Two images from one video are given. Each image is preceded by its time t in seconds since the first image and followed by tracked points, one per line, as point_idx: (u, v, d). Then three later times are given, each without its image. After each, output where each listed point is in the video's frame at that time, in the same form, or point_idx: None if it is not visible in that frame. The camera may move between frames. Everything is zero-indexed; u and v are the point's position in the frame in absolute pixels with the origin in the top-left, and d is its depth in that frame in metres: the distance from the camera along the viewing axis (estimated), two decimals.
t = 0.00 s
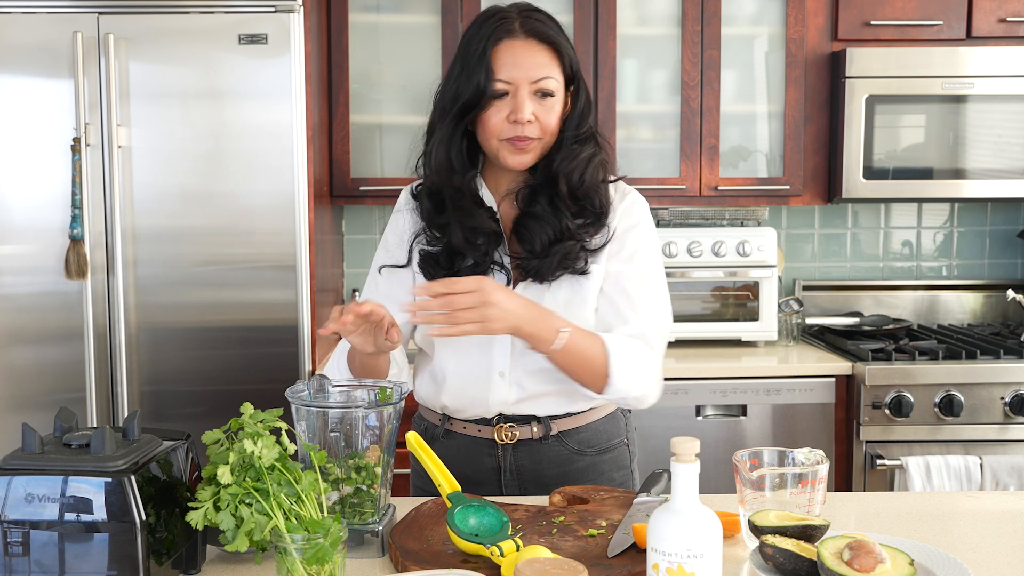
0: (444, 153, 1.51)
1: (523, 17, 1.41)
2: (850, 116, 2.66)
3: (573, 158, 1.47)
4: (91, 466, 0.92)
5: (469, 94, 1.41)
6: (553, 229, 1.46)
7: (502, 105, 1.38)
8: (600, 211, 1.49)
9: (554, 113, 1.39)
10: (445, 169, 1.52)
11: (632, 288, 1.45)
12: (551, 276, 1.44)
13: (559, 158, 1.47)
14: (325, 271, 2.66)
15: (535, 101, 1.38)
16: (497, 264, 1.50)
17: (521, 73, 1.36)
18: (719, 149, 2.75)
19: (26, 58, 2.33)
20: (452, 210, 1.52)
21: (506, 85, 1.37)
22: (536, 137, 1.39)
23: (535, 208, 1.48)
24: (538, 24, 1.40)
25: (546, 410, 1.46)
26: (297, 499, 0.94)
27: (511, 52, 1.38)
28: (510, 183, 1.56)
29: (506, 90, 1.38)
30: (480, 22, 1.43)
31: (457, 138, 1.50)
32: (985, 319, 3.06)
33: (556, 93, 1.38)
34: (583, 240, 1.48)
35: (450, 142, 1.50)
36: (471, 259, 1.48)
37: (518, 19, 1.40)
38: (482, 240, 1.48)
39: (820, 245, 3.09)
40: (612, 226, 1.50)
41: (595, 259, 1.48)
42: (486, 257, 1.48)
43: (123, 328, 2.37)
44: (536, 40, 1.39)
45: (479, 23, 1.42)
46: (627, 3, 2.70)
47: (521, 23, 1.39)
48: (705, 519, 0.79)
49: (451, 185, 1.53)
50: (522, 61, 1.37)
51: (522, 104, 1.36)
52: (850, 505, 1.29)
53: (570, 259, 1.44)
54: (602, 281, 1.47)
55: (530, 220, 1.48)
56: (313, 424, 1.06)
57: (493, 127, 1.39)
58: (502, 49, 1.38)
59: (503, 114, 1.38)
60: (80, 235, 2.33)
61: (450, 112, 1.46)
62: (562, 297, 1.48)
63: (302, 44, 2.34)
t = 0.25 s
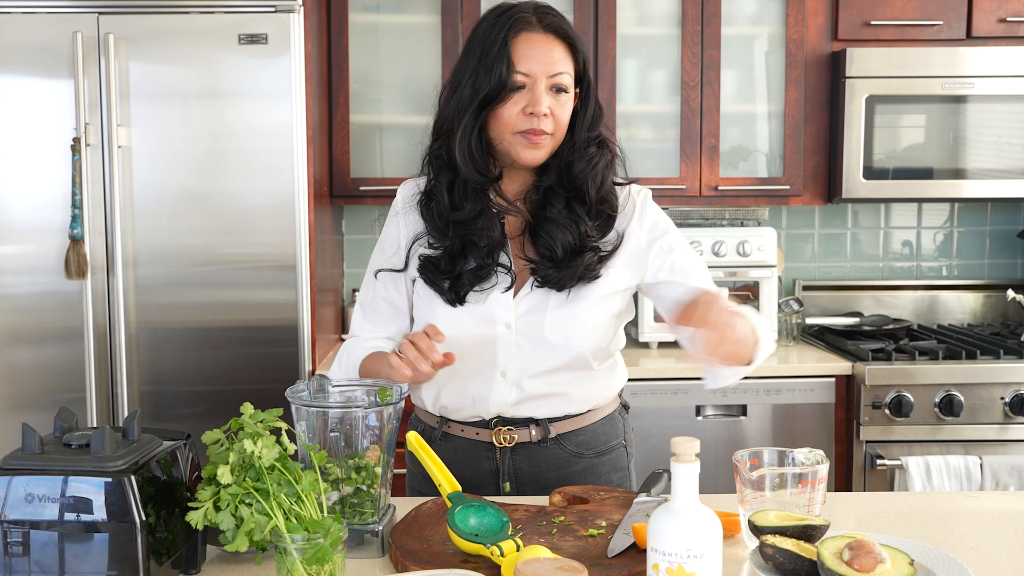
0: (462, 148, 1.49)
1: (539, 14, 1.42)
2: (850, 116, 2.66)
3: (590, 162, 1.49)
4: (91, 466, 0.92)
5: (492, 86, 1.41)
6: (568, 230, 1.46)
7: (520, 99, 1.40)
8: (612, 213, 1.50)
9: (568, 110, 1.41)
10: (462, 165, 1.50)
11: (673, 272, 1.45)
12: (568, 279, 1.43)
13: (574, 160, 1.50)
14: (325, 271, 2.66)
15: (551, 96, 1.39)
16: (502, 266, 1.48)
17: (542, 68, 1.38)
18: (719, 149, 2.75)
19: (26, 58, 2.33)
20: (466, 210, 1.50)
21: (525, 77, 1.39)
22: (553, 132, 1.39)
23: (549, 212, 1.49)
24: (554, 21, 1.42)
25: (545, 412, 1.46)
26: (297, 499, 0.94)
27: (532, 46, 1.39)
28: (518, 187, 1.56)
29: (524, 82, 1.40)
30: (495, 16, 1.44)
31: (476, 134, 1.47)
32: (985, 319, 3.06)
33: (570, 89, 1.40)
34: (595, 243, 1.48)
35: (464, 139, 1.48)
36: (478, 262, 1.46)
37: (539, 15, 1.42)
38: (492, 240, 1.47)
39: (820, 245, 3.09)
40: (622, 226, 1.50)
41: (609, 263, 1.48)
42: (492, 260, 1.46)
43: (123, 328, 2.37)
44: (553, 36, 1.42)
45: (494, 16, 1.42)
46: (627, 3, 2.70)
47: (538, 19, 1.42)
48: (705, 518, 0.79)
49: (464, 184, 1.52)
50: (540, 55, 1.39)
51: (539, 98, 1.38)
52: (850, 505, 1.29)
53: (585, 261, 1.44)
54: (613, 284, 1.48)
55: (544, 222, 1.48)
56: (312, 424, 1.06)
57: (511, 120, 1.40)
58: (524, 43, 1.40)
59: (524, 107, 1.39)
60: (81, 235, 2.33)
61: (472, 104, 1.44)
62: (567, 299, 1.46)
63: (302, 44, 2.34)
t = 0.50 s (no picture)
0: (466, 143, 1.48)
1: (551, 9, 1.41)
2: (850, 116, 2.66)
3: (589, 160, 1.48)
4: (91, 466, 0.92)
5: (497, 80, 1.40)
6: (563, 233, 1.47)
7: (527, 94, 1.39)
8: (609, 215, 1.49)
9: (575, 107, 1.41)
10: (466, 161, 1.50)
11: (678, 262, 1.41)
12: (559, 283, 1.43)
13: (573, 160, 1.49)
14: (325, 271, 2.66)
15: (560, 93, 1.39)
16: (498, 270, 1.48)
17: (551, 63, 1.37)
18: (719, 149, 2.75)
19: (26, 58, 2.33)
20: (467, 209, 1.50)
21: (535, 72, 1.38)
22: (559, 130, 1.39)
23: (546, 213, 1.49)
24: (566, 17, 1.42)
25: (543, 419, 1.45)
26: (297, 499, 0.94)
27: (542, 40, 1.38)
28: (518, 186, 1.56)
29: (534, 78, 1.38)
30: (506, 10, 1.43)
31: (481, 129, 1.47)
32: (985, 319, 3.06)
33: (578, 87, 1.40)
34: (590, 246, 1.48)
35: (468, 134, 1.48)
36: (471, 266, 1.47)
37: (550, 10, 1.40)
38: (488, 242, 1.47)
39: (820, 245, 3.09)
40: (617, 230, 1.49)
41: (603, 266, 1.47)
42: (487, 264, 1.47)
43: (123, 328, 2.37)
44: (565, 33, 1.41)
45: (506, 10, 1.42)
46: (627, 3, 2.70)
47: (550, 14, 1.41)
48: (705, 519, 0.79)
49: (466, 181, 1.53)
50: (551, 50, 1.38)
51: (548, 94, 1.37)
52: (850, 505, 1.29)
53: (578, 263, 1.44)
54: (607, 287, 1.47)
55: (540, 223, 1.48)
56: (312, 424, 1.06)
57: (516, 115, 1.40)
58: (534, 37, 1.39)
59: (529, 103, 1.39)
60: (80, 235, 2.33)
61: (478, 98, 1.44)
62: (561, 303, 1.47)
63: (302, 44, 2.34)
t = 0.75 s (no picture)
0: (465, 145, 1.48)
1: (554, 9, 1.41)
2: (850, 116, 2.66)
3: (589, 163, 1.48)
4: (91, 466, 0.92)
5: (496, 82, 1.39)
6: (561, 237, 1.46)
7: (526, 96, 1.38)
8: (607, 219, 1.48)
9: (576, 110, 1.40)
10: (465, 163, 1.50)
11: (672, 271, 1.38)
12: (554, 289, 1.42)
13: (573, 162, 1.49)
14: (325, 271, 2.66)
15: (562, 96, 1.38)
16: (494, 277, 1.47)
17: (552, 65, 1.37)
18: (719, 149, 2.75)
19: (26, 58, 2.33)
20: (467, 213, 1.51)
21: (536, 74, 1.37)
22: (559, 134, 1.39)
23: (543, 216, 1.48)
24: (569, 18, 1.41)
25: (542, 427, 1.46)
26: (297, 499, 0.94)
27: (543, 41, 1.37)
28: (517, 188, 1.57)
29: (534, 79, 1.38)
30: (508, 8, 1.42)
31: (480, 131, 1.47)
32: (985, 319, 3.06)
33: (579, 89, 1.39)
34: (588, 251, 1.47)
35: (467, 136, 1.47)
36: (466, 270, 1.46)
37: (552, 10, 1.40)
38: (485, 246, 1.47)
39: (820, 245, 3.09)
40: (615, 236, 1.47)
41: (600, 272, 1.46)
42: (483, 271, 1.46)
43: (123, 328, 2.37)
44: (568, 33, 1.40)
45: (507, 10, 1.40)
46: (627, 3, 2.70)
47: (553, 14, 1.40)
48: (705, 519, 0.79)
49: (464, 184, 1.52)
50: (553, 52, 1.37)
51: (549, 97, 1.36)
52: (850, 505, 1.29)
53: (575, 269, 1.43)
54: (604, 295, 1.46)
55: (537, 227, 1.47)
56: (313, 424, 1.06)
57: (516, 118, 1.39)
58: (535, 37, 1.38)
59: (529, 106, 1.38)
60: (80, 235, 2.33)
61: (477, 99, 1.43)
62: (557, 312, 1.46)
63: (302, 44, 2.34)
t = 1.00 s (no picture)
0: (471, 147, 1.47)
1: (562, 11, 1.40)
2: (850, 116, 2.66)
3: (598, 168, 1.48)
4: (91, 466, 0.92)
5: (506, 84, 1.39)
6: (570, 242, 1.46)
7: (536, 99, 1.38)
8: (615, 223, 1.48)
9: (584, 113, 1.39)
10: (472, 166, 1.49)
11: (684, 271, 1.41)
12: (564, 293, 1.42)
13: (582, 166, 1.49)
14: (325, 271, 2.66)
15: (569, 99, 1.37)
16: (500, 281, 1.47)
17: (561, 67, 1.36)
18: (719, 149, 2.75)
19: (26, 59, 2.33)
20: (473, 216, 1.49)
21: (544, 77, 1.37)
22: (566, 137, 1.38)
23: (552, 220, 1.48)
24: (577, 20, 1.40)
25: (546, 433, 1.45)
26: (297, 499, 0.94)
27: (552, 43, 1.37)
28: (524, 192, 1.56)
29: (542, 82, 1.37)
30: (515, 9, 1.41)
31: (486, 134, 1.46)
32: (985, 319, 3.06)
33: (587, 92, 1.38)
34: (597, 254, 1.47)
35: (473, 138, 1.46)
36: (472, 275, 1.45)
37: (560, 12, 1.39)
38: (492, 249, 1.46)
39: (820, 245, 3.09)
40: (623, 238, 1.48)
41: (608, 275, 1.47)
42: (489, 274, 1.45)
43: (123, 328, 2.37)
44: (576, 36, 1.39)
45: (515, 11, 1.40)
46: (627, 3, 2.70)
47: (561, 16, 1.39)
48: (705, 519, 0.79)
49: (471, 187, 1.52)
50: (561, 54, 1.36)
51: (557, 100, 1.36)
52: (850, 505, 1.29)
53: (585, 274, 1.43)
54: (614, 296, 1.47)
55: (546, 231, 1.47)
56: (313, 424, 1.06)
57: (526, 122, 1.39)
58: (544, 39, 1.37)
59: (538, 109, 1.37)
60: (80, 235, 2.33)
61: (484, 102, 1.42)
62: (567, 316, 1.47)
63: (302, 44, 2.34)
